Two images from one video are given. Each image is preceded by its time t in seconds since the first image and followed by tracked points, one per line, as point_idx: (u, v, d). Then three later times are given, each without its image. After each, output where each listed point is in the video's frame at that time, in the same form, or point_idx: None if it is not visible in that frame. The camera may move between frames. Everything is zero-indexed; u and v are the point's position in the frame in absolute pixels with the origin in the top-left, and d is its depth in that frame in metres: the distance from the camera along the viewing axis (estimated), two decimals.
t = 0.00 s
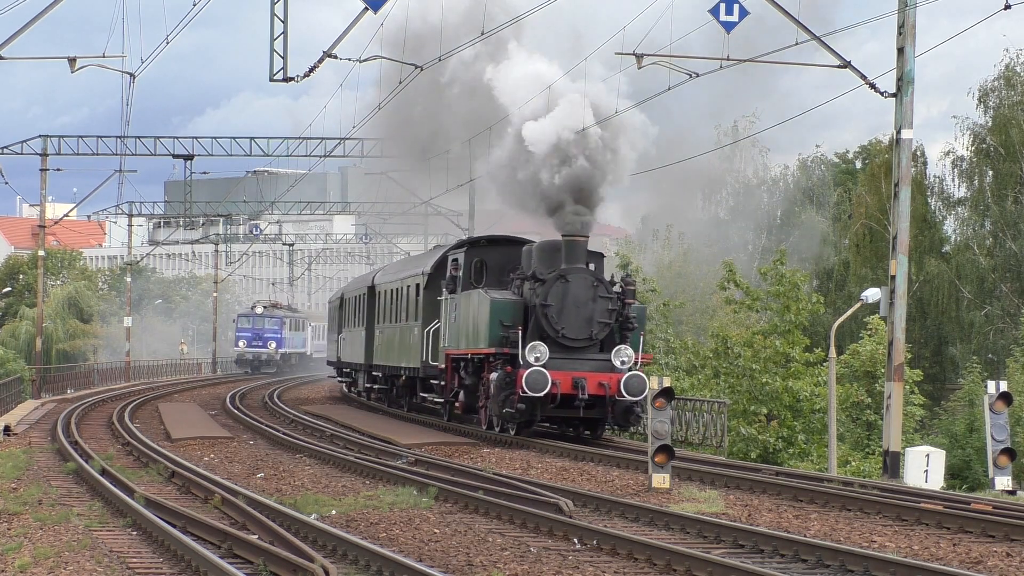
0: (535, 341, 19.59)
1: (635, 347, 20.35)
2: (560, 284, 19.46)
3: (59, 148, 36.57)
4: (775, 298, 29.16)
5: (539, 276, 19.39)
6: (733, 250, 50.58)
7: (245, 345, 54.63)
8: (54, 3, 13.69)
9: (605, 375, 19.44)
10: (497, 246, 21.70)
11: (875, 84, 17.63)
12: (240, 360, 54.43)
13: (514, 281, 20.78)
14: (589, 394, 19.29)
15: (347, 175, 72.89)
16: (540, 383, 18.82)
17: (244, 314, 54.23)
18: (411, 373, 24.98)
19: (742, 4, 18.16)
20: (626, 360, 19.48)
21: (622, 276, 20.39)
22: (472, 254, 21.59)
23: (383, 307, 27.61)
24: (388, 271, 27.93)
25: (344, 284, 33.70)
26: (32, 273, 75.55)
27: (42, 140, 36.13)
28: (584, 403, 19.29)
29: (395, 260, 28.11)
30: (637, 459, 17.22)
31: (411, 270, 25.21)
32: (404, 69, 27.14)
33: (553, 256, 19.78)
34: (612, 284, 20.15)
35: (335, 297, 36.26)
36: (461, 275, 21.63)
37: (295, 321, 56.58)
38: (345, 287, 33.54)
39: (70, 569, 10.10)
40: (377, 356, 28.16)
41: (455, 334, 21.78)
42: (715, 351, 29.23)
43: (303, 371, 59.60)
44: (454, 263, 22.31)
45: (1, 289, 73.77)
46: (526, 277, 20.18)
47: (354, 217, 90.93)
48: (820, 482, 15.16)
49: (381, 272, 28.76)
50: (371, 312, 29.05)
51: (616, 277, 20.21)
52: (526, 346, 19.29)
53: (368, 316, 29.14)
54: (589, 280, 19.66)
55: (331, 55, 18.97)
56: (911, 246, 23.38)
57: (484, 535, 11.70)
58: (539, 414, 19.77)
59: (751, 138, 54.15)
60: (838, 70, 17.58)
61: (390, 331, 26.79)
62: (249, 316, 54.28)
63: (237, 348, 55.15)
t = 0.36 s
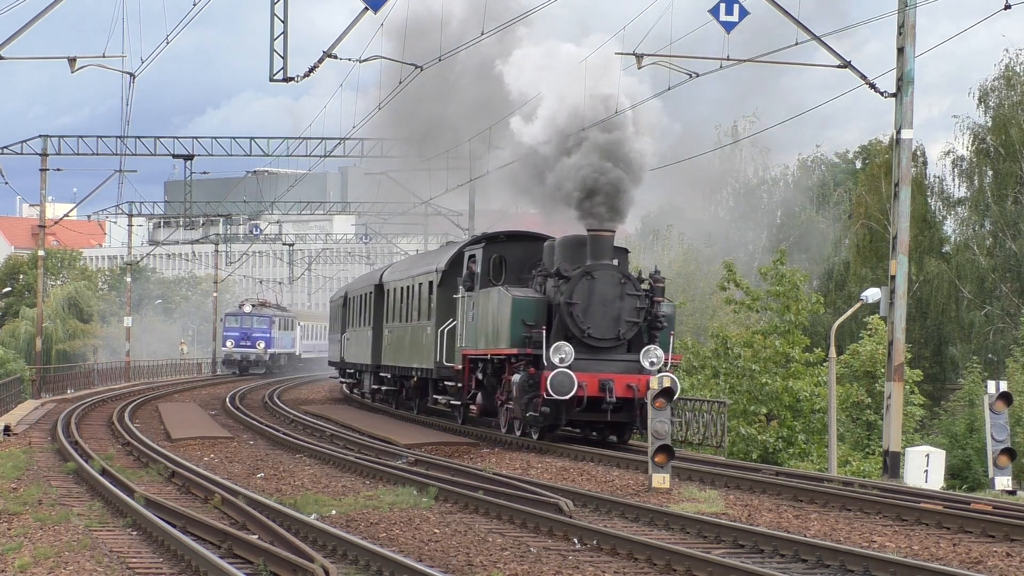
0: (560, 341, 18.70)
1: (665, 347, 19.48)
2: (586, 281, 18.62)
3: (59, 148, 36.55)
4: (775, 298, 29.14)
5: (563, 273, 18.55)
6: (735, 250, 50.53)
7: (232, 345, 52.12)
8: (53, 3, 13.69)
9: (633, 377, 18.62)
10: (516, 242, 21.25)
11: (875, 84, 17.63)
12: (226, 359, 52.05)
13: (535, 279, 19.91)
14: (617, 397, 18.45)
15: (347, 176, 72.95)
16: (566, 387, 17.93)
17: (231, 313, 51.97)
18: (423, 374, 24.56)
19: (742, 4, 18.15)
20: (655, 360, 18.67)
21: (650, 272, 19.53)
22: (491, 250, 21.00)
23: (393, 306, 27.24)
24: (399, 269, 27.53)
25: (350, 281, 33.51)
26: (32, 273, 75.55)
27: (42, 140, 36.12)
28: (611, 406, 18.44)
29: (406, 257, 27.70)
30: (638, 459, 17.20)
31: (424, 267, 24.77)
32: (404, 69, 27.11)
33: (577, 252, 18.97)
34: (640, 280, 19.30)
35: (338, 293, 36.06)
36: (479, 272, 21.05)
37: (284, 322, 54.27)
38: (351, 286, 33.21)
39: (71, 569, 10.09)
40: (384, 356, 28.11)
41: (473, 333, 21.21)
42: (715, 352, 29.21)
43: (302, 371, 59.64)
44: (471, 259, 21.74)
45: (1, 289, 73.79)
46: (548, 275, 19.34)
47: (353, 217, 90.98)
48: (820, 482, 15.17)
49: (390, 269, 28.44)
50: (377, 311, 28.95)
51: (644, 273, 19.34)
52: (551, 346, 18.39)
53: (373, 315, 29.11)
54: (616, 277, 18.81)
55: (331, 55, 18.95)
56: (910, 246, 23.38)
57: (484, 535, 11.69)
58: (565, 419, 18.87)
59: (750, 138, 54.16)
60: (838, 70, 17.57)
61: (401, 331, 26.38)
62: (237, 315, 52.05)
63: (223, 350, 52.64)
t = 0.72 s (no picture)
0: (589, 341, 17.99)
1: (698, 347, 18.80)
2: (617, 278, 17.84)
3: (59, 148, 36.53)
4: (774, 298, 29.14)
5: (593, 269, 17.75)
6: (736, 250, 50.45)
7: (220, 345, 50.54)
8: (54, 3, 13.72)
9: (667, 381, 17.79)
10: (538, 237, 20.57)
11: (875, 84, 17.63)
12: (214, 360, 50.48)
13: (562, 276, 19.16)
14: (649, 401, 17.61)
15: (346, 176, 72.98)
16: (595, 389, 17.09)
17: (219, 312, 50.65)
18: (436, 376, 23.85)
19: (742, 4, 18.16)
20: (688, 362, 18.11)
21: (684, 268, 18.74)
22: (512, 245, 20.44)
23: (405, 305, 26.59)
24: (411, 266, 26.84)
25: (357, 278, 32.98)
26: (32, 273, 75.54)
27: (42, 140, 36.10)
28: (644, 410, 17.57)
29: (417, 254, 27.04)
30: (638, 459, 17.19)
31: (438, 264, 24.03)
32: (404, 68, 27.11)
33: (606, 247, 18.21)
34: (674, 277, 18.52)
35: (344, 288, 35.59)
36: (499, 268, 20.43)
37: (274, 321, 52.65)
38: (359, 284, 32.57)
39: (71, 569, 10.09)
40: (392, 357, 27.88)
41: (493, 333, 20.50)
42: (715, 352, 29.19)
43: (302, 371, 59.64)
44: (490, 255, 21.11)
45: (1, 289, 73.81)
46: (576, 270, 18.58)
47: (353, 217, 91.03)
48: (820, 482, 15.17)
49: (400, 268, 27.92)
50: (385, 311, 28.53)
51: (677, 269, 18.57)
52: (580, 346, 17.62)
53: (379, 314, 28.90)
54: (648, 273, 18.03)
55: (332, 55, 18.92)
56: (910, 246, 23.39)
57: (484, 535, 11.70)
58: (594, 422, 18.00)
59: (750, 138, 54.19)
60: (838, 70, 17.57)
61: (413, 331, 25.69)
62: (224, 315, 50.64)
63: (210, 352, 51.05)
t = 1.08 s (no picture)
0: (622, 340, 17.10)
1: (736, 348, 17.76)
2: (652, 274, 16.94)
3: (59, 148, 36.50)
4: (774, 298, 29.14)
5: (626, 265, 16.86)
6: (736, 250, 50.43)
7: (208, 345, 48.68)
8: (54, 3, 13.74)
9: (705, 382, 16.92)
10: (564, 232, 19.83)
11: (875, 84, 17.63)
12: (201, 361, 48.52)
13: (592, 271, 18.34)
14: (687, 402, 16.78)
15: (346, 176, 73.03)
16: (631, 391, 16.31)
17: (206, 311, 48.94)
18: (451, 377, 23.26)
19: (742, 4, 18.17)
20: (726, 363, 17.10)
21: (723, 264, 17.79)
22: (536, 240, 19.66)
23: (418, 302, 26.01)
24: (425, 262, 26.20)
25: (364, 274, 32.43)
26: (32, 273, 75.53)
27: (42, 140, 36.09)
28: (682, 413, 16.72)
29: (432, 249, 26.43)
30: (636, 460, 17.19)
31: (454, 260, 23.41)
32: (404, 68, 27.10)
33: (639, 241, 17.22)
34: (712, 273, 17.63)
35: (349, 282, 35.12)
36: (524, 263, 19.70)
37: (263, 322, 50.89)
38: (367, 280, 31.95)
39: (71, 569, 10.10)
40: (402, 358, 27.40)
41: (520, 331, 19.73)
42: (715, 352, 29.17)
43: (301, 371, 59.66)
44: (513, 251, 20.39)
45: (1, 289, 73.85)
46: (608, 265, 17.67)
47: (353, 217, 91.09)
48: (819, 482, 15.17)
49: (411, 265, 27.33)
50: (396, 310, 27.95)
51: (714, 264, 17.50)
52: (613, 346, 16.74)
53: (387, 313, 28.46)
54: (684, 269, 17.13)
55: (332, 55, 18.91)
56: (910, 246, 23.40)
57: (484, 535, 11.70)
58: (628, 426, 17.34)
59: (750, 138, 54.22)
60: (838, 70, 17.57)
61: (427, 329, 25.08)
62: (213, 314, 48.97)
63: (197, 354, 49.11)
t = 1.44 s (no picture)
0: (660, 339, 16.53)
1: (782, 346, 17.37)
2: (692, 269, 16.46)
3: (59, 148, 36.49)
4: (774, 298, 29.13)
5: (664, 260, 16.37)
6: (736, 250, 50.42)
7: (196, 345, 47.45)
8: (53, 3, 13.77)
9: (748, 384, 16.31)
10: (592, 227, 19.39)
11: (875, 84, 17.62)
12: (189, 361, 47.30)
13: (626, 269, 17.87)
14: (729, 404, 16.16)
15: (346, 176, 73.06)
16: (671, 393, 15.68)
17: (194, 309, 47.71)
18: (468, 377, 22.85)
19: (742, 4, 18.17)
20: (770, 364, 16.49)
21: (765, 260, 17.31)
22: (564, 235, 19.20)
23: (431, 301, 25.63)
24: (439, 259, 25.77)
25: (371, 273, 32.06)
26: (32, 273, 75.53)
27: (42, 140, 36.08)
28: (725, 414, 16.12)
29: (447, 246, 26.03)
30: (636, 460, 17.10)
31: (472, 256, 22.99)
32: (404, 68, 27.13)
33: (675, 235, 16.79)
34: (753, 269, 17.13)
35: (357, 279, 34.79)
36: (551, 259, 19.26)
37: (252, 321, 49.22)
38: (375, 277, 31.53)
39: (70, 569, 10.09)
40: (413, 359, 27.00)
41: (548, 330, 19.19)
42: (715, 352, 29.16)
43: (301, 371, 59.66)
44: (540, 246, 19.94)
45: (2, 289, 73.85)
46: (644, 262, 17.17)
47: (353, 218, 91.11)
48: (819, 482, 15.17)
49: (424, 263, 26.91)
50: (407, 309, 27.54)
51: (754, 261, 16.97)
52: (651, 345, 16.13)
53: (396, 312, 28.10)
54: (725, 265, 16.64)
55: (332, 55, 18.88)
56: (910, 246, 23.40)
57: (484, 535, 11.70)
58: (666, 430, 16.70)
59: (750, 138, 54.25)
60: (838, 70, 17.57)
61: (443, 328, 24.68)
62: (201, 313, 47.79)
63: (184, 353, 47.86)
